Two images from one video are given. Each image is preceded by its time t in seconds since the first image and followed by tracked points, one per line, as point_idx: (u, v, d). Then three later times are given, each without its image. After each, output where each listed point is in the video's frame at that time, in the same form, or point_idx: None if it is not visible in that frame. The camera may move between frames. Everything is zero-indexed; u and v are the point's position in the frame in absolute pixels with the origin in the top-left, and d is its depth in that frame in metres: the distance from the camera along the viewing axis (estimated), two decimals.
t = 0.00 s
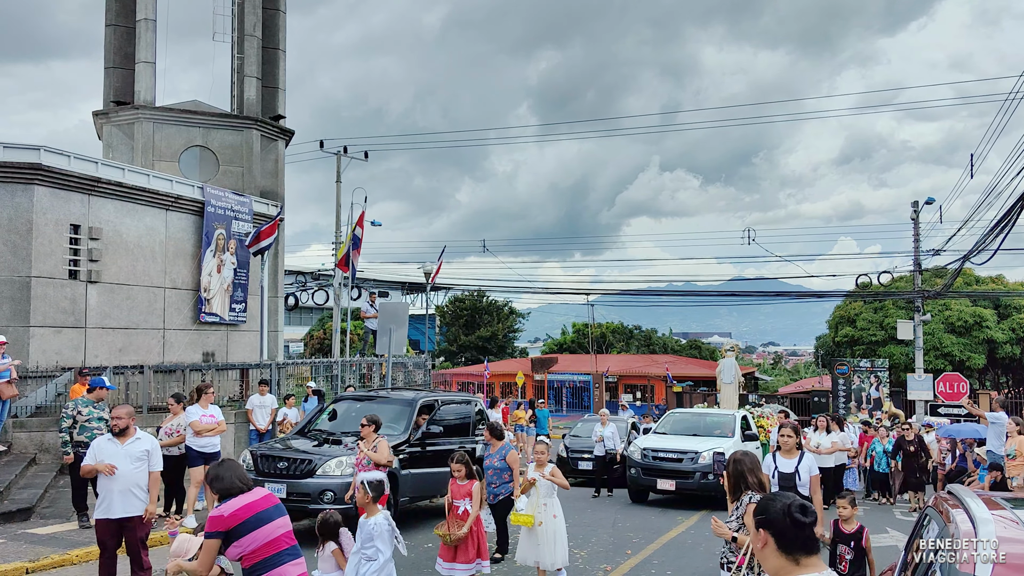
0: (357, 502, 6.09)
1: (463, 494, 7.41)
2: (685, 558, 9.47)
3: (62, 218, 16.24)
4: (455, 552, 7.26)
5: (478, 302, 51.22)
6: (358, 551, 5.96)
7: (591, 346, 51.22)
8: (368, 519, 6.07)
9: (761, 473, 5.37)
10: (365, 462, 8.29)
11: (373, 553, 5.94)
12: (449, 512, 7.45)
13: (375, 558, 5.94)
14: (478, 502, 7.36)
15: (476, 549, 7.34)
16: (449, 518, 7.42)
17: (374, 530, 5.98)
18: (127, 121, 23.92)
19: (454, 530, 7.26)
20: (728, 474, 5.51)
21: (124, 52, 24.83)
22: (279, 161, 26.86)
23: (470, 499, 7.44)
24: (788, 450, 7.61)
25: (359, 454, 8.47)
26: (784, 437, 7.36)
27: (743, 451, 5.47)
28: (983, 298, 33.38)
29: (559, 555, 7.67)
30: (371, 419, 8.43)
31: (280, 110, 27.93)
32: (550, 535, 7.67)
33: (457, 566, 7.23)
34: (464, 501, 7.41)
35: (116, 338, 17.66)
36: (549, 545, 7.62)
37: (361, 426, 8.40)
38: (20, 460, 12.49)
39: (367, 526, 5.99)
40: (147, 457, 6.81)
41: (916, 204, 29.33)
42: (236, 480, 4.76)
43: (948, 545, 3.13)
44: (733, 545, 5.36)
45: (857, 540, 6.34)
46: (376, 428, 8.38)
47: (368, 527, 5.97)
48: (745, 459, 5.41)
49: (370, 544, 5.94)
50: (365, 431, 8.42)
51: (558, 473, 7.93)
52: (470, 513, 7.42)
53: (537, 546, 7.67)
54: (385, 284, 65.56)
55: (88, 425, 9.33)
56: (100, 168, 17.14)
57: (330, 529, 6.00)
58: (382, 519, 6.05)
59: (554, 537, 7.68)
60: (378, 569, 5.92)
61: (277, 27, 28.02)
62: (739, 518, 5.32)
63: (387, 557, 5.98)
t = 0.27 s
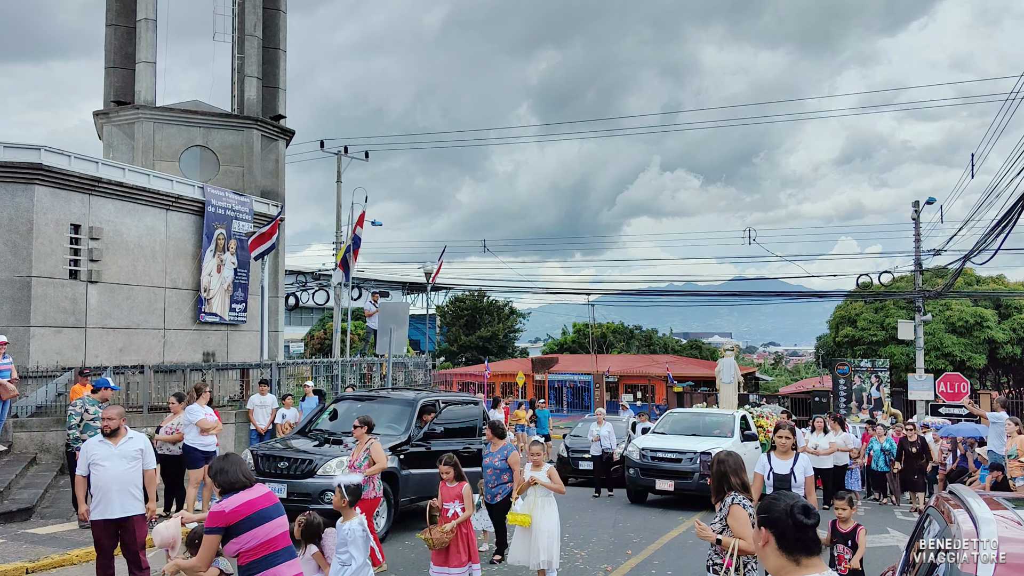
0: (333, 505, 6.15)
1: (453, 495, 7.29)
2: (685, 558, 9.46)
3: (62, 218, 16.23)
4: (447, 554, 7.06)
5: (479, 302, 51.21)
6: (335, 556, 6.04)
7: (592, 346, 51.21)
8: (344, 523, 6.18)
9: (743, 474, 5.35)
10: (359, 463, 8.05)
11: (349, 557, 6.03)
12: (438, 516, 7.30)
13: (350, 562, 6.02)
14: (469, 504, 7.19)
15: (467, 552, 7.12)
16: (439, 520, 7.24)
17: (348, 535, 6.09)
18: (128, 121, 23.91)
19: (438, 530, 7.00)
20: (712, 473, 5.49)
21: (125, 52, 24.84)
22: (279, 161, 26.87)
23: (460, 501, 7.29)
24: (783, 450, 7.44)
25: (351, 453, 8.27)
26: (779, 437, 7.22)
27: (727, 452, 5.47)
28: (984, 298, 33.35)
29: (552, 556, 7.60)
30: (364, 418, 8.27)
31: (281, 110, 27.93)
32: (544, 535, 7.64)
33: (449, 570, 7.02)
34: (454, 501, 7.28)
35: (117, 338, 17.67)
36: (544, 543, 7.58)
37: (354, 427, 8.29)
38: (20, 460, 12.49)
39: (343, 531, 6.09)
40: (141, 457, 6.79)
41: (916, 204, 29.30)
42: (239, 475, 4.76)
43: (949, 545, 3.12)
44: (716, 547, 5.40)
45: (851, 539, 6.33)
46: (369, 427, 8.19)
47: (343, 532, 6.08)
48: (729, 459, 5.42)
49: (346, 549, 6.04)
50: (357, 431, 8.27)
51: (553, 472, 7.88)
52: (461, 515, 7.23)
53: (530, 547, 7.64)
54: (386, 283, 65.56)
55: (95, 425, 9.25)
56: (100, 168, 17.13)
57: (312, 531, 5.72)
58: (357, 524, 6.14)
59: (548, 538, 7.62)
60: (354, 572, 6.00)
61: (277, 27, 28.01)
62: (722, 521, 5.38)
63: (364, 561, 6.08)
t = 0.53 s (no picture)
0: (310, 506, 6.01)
1: (441, 493, 7.24)
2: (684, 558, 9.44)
3: (63, 218, 16.23)
4: (434, 555, 6.95)
5: (479, 301, 51.22)
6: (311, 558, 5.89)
7: (592, 346, 51.22)
8: (321, 523, 6.02)
9: (724, 474, 5.31)
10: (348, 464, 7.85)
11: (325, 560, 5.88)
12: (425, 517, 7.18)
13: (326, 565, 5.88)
14: (458, 503, 7.13)
15: (454, 551, 7.01)
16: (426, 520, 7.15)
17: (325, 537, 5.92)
18: (128, 121, 23.93)
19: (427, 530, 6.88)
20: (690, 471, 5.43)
21: (125, 52, 24.86)
22: (279, 161, 26.89)
23: (449, 500, 7.22)
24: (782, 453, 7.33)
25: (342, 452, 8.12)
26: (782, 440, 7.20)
27: (706, 453, 5.43)
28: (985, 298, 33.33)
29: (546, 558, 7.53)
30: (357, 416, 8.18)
31: (281, 110, 27.94)
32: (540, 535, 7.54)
33: (438, 570, 6.92)
34: (442, 499, 7.21)
35: (117, 338, 17.68)
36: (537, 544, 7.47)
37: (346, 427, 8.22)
38: (21, 460, 12.50)
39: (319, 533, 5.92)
40: (136, 455, 6.84)
41: (916, 204, 29.30)
42: (236, 470, 4.76)
43: (949, 545, 3.12)
44: (694, 549, 5.29)
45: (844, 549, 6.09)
46: (361, 427, 8.08)
47: (321, 533, 5.90)
48: (708, 458, 5.41)
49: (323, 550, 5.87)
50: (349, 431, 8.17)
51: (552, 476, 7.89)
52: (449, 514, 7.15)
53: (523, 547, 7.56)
54: (386, 284, 65.56)
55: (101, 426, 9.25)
56: (100, 167, 17.14)
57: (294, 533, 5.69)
58: (333, 525, 5.96)
59: (543, 540, 7.54)
60: None
61: (277, 27, 28.01)
62: (701, 523, 5.28)
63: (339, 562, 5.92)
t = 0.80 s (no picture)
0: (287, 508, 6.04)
1: (433, 495, 7.18)
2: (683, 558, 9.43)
3: (63, 217, 16.23)
4: (425, 556, 6.91)
5: (480, 301, 51.21)
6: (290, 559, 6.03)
7: (592, 346, 51.22)
8: (299, 525, 6.12)
9: (707, 475, 5.30)
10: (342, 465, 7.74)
11: (304, 561, 6.04)
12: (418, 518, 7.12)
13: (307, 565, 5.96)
14: (451, 503, 7.10)
15: (448, 552, 6.98)
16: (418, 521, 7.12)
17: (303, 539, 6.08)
18: (128, 120, 23.93)
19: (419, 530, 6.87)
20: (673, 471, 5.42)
21: (125, 51, 24.85)
22: (279, 160, 26.90)
23: (442, 501, 7.18)
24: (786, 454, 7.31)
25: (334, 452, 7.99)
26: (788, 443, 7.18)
27: (689, 453, 5.43)
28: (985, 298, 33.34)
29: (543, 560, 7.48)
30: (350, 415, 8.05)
31: (281, 109, 27.94)
32: (532, 539, 7.47)
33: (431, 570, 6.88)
34: (434, 501, 7.16)
35: (117, 338, 17.68)
36: (530, 548, 7.39)
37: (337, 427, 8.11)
38: (22, 459, 12.50)
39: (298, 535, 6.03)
40: (136, 454, 6.85)
41: (917, 204, 29.30)
42: (228, 470, 4.76)
43: (949, 545, 3.12)
44: (675, 550, 5.28)
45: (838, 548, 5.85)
46: (354, 426, 7.98)
47: (299, 535, 6.04)
48: (691, 459, 5.38)
49: (304, 552, 6.03)
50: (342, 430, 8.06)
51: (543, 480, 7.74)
52: (443, 515, 7.12)
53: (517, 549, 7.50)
54: (386, 283, 65.56)
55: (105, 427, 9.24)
56: (100, 167, 17.14)
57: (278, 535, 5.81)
58: (312, 527, 6.11)
59: (536, 542, 7.48)
60: None
61: (277, 27, 28.00)
62: (684, 523, 5.26)
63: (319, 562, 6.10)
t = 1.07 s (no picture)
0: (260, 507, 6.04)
1: (425, 499, 7.14)
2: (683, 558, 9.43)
3: (63, 217, 16.22)
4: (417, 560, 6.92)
5: (480, 301, 51.18)
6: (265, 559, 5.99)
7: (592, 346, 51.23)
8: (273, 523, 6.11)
9: (691, 476, 5.26)
10: (337, 467, 7.72)
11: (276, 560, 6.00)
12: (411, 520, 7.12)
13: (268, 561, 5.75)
14: (443, 506, 7.07)
15: (440, 555, 6.98)
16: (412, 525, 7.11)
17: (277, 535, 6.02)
18: (128, 120, 23.92)
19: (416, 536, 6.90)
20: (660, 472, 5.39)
21: (126, 51, 24.85)
22: (280, 160, 26.90)
23: (435, 505, 7.13)
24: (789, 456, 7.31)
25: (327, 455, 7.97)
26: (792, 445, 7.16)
27: (674, 454, 5.39)
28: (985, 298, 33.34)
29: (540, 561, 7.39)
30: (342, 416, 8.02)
31: (281, 109, 27.94)
32: (525, 542, 7.36)
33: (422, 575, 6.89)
34: (428, 505, 7.13)
35: (117, 338, 17.68)
36: (522, 552, 7.30)
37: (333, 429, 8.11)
38: (21, 459, 12.49)
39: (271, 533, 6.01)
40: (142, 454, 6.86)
41: (917, 204, 29.30)
42: (221, 470, 4.76)
43: (949, 544, 3.12)
44: (658, 553, 5.23)
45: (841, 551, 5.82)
46: (347, 427, 7.95)
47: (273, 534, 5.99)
48: (676, 460, 5.34)
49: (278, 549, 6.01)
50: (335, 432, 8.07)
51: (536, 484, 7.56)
52: (436, 518, 7.10)
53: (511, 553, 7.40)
54: (386, 283, 65.55)
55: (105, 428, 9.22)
56: (100, 167, 17.13)
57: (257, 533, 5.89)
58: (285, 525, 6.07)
59: (531, 544, 7.38)
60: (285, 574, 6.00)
61: (277, 26, 28.00)
62: (668, 525, 5.23)
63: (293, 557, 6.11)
